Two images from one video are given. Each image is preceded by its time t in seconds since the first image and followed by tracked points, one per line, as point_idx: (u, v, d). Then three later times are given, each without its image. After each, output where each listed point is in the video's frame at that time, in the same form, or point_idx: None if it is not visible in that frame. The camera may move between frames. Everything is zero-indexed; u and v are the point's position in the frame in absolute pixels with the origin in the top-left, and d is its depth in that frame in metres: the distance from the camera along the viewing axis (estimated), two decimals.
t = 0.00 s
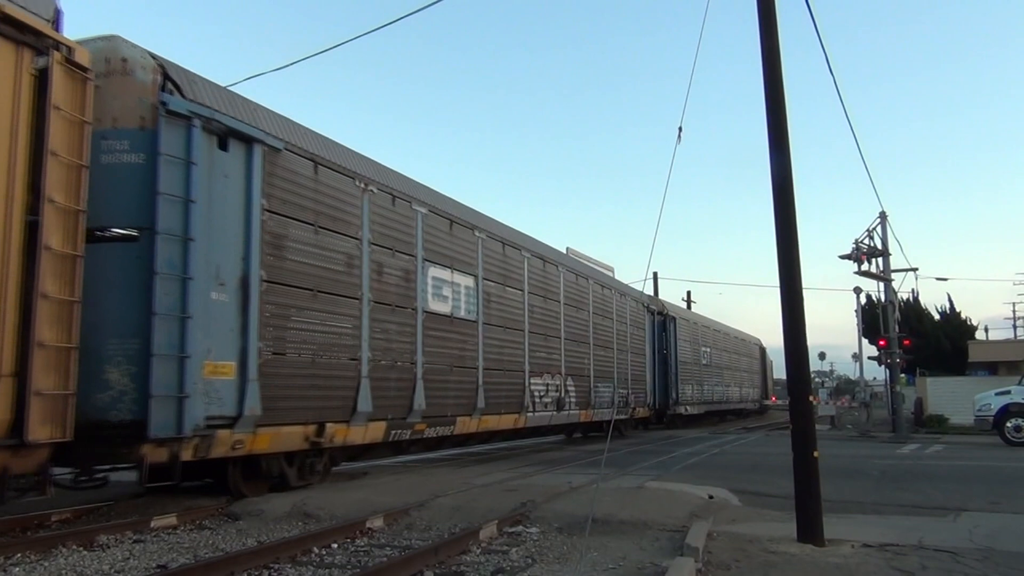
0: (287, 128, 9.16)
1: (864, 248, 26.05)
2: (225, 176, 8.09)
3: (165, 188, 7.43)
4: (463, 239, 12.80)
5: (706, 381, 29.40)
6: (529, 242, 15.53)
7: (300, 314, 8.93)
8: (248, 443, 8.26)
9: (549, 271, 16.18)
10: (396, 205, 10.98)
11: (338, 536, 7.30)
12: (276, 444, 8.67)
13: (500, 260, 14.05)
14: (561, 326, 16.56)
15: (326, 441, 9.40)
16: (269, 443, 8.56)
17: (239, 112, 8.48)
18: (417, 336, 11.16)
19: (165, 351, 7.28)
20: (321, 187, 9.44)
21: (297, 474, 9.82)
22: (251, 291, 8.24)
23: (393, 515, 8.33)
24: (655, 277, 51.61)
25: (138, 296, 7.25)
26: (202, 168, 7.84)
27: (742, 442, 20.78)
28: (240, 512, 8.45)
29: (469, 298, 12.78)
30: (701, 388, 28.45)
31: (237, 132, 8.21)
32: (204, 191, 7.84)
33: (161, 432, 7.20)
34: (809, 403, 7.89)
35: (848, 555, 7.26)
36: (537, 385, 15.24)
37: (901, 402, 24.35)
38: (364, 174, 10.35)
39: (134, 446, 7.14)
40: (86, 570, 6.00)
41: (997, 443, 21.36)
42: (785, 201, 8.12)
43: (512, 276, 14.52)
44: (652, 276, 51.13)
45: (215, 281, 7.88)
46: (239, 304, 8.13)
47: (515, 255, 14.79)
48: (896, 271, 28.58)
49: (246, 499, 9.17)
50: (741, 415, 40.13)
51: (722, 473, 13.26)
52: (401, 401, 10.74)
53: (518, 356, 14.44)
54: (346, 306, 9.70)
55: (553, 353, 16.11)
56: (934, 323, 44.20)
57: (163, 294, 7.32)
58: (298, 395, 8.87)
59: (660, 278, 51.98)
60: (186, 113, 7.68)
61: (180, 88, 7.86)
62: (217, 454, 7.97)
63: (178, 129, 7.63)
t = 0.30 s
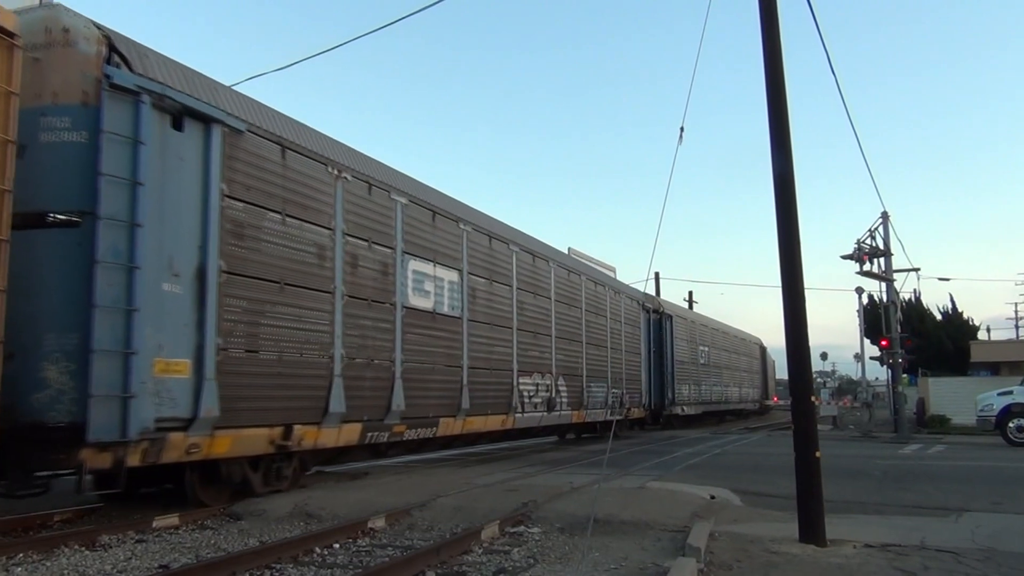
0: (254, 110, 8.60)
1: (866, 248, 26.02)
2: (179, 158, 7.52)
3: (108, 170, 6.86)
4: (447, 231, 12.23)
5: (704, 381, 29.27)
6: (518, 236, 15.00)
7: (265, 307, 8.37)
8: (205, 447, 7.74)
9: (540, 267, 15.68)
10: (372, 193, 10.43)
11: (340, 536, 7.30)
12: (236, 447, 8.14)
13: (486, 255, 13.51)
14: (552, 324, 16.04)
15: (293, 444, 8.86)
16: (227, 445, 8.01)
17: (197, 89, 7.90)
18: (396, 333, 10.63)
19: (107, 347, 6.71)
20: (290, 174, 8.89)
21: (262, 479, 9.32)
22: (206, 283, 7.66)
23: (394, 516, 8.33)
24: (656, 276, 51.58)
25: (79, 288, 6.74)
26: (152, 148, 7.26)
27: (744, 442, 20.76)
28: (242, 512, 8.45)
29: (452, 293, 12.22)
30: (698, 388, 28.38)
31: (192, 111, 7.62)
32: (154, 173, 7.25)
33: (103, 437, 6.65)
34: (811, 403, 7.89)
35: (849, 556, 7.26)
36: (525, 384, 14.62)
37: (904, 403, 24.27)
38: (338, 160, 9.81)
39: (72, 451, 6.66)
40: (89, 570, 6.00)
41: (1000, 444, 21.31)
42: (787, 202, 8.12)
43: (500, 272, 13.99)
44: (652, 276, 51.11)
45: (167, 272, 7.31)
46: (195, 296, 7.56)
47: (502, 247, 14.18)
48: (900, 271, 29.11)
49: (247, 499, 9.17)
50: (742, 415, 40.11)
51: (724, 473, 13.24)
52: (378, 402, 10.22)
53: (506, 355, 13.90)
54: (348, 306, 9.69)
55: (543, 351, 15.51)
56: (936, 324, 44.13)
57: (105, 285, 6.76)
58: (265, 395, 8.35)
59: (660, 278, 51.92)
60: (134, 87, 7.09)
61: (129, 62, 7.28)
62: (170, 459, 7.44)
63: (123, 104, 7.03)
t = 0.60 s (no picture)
0: (213, 86, 7.80)
1: (867, 248, 26.00)
2: (125, 137, 6.74)
3: (41, 147, 6.05)
4: (430, 223, 11.56)
5: (701, 380, 29.27)
6: (504, 229, 14.32)
7: (224, 300, 7.59)
8: (155, 452, 6.97)
9: (527, 262, 15.07)
10: (347, 181, 9.66)
11: (342, 536, 7.31)
12: (192, 453, 7.39)
13: (469, 249, 12.81)
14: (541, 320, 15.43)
15: (258, 449, 8.12)
16: (181, 450, 7.23)
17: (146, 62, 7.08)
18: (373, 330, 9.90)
19: (40, 341, 5.91)
20: (253, 158, 8.12)
21: (223, 485, 8.49)
22: (156, 274, 6.90)
23: (396, 516, 8.34)
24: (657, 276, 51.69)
25: (7, 278, 5.93)
26: (92, 124, 6.46)
27: (745, 442, 20.76)
28: (243, 512, 8.46)
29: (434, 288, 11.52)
30: (695, 388, 28.33)
31: (141, 85, 6.85)
32: (95, 152, 6.47)
33: (35, 442, 5.86)
34: (812, 402, 7.89)
35: (851, 556, 7.25)
36: (513, 384, 13.99)
37: (905, 403, 24.24)
38: (308, 144, 9.05)
39: None
40: (90, 570, 6.01)
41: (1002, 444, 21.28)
42: (789, 203, 8.12)
43: (485, 266, 13.31)
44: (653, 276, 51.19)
45: (110, 261, 6.55)
46: (143, 287, 6.81)
47: (487, 241, 13.56)
48: (901, 271, 29.76)
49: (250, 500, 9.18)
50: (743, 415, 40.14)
51: (726, 473, 13.23)
52: (352, 403, 9.46)
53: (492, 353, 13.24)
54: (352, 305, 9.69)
55: (531, 349, 14.93)
56: (938, 324, 44.08)
57: (37, 273, 5.95)
58: (226, 398, 7.59)
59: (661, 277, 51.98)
60: (71, 58, 6.28)
61: (68, 28, 6.42)
62: (114, 466, 6.69)
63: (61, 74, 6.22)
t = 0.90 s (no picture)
0: (166, 59, 7.20)
1: (869, 247, 25.97)
2: (62, 111, 6.16)
3: None
4: (412, 213, 11.00)
5: (700, 380, 29.25)
6: (491, 221, 13.76)
7: (174, 290, 6.96)
8: (96, 456, 6.37)
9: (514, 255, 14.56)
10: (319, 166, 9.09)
11: (344, 535, 7.31)
12: (140, 456, 6.78)
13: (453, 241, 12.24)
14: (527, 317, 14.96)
15: (215, 452, 7.52)
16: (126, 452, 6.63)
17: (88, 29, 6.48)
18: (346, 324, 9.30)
19: None
20: (210, 138, 7.51)
21: (178, 492, 7.87)
22: (98, 260, 6.31)
23: (398, 515, 8.34)
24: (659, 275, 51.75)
25: None
26: (23, 95, 5.88)
27: (747, 442, 20.74)
28: (246, 511, 8.46)
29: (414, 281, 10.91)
30: (693, 387, 28.30)
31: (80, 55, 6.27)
32: (25, 125, 5.88)
33: None
34: (813, 401, 7.88)
35: (853, 556, 7.25)
36: (499, 382, 13.53)
37: (905, 400, 24.11)
38: (275, 126, 8.47)
39: None
40: (92, 570, 6.02)
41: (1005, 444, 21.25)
42: (790, 202, 8.11)
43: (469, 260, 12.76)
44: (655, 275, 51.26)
45: (44, 246, 5.96)
46: (82, 275, 6.22)
47: (474, 233, 13.06)
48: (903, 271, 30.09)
49: (252, 499, 9.21)
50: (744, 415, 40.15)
51: (728, 473, 13.20)
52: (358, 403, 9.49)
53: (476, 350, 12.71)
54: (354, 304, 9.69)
55: (519, 346, 14.53)
56: (940, 324, 43.99)
57: None
58: (180, 396, 7.01)
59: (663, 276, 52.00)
60: None
61: None
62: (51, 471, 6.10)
63: None
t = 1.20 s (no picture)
0: (112, 31, 6.69)
1: (869, 246, 25.97)
2: None
3: None
4: (385, 201, 10.58)
5: (696, 378, 29.24)
6: (473, 213, 13.38)
7: (110, 279, 6.44)
8: (25, 461, 5.84)
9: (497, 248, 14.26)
10: (283, 150, 8.64)
11: (344, 534, 7.31)
12: (78, 462, 6.27)
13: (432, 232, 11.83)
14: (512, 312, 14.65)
15: (163, 455, 7.01)
16: (62, 457, 6.11)
17: None
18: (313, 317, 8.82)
19: None
20: (156, 116, 7.01)
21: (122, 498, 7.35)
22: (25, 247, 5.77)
23: (398, 515, 8.34)
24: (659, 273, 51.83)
25: None
26: None
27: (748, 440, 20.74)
28: (246, 511, 8.46)
29: (387, 273, 10.44)
30: (689, 386, 28.31)
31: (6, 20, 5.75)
32: None
33: None
34: (813, 400, 7.88)
35: (853, 554, 7.25)
36: (484, 380, 13.23)
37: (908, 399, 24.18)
38: (234, 104, 7.98)
39: None
40: (93, 570, 6.02)
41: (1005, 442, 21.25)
42: (790, 204, 8.10)
43: (450, 252, 12.38)
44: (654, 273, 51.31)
45: None
46: (7, 263, 5.67)
47: (454, 224, 12.65)
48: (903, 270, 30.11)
49: (252, 499, 9.22)
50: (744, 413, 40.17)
51: (729, 472, 13.18)
52: (355, 401, 9.52)
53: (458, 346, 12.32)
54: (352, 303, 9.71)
55: (505, 343, 14.25)
56: (940, 321, 43.96)
57: None
58: (123, 393, 6.53)
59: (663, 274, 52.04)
60: None
61: None
62: None
63: None
